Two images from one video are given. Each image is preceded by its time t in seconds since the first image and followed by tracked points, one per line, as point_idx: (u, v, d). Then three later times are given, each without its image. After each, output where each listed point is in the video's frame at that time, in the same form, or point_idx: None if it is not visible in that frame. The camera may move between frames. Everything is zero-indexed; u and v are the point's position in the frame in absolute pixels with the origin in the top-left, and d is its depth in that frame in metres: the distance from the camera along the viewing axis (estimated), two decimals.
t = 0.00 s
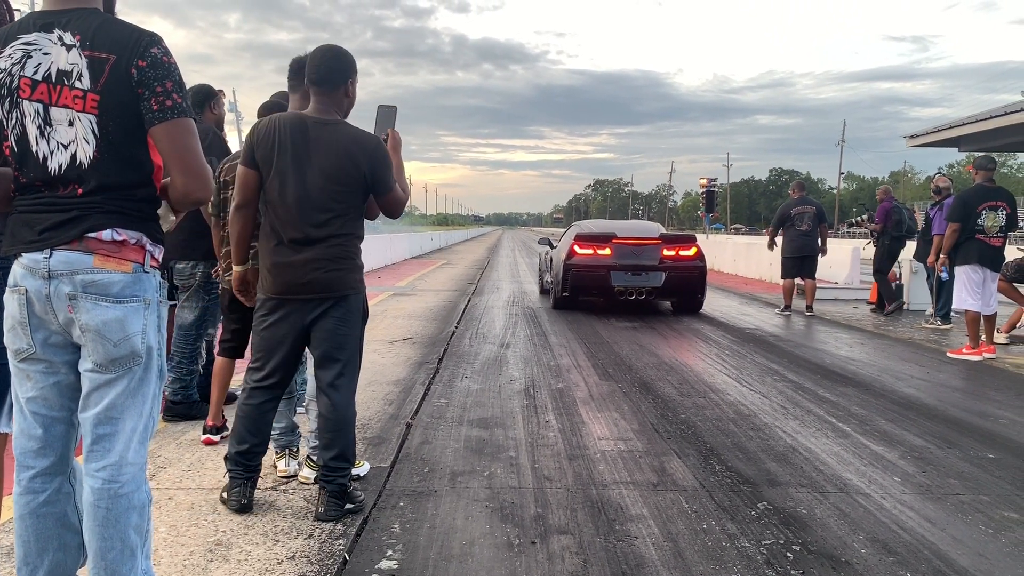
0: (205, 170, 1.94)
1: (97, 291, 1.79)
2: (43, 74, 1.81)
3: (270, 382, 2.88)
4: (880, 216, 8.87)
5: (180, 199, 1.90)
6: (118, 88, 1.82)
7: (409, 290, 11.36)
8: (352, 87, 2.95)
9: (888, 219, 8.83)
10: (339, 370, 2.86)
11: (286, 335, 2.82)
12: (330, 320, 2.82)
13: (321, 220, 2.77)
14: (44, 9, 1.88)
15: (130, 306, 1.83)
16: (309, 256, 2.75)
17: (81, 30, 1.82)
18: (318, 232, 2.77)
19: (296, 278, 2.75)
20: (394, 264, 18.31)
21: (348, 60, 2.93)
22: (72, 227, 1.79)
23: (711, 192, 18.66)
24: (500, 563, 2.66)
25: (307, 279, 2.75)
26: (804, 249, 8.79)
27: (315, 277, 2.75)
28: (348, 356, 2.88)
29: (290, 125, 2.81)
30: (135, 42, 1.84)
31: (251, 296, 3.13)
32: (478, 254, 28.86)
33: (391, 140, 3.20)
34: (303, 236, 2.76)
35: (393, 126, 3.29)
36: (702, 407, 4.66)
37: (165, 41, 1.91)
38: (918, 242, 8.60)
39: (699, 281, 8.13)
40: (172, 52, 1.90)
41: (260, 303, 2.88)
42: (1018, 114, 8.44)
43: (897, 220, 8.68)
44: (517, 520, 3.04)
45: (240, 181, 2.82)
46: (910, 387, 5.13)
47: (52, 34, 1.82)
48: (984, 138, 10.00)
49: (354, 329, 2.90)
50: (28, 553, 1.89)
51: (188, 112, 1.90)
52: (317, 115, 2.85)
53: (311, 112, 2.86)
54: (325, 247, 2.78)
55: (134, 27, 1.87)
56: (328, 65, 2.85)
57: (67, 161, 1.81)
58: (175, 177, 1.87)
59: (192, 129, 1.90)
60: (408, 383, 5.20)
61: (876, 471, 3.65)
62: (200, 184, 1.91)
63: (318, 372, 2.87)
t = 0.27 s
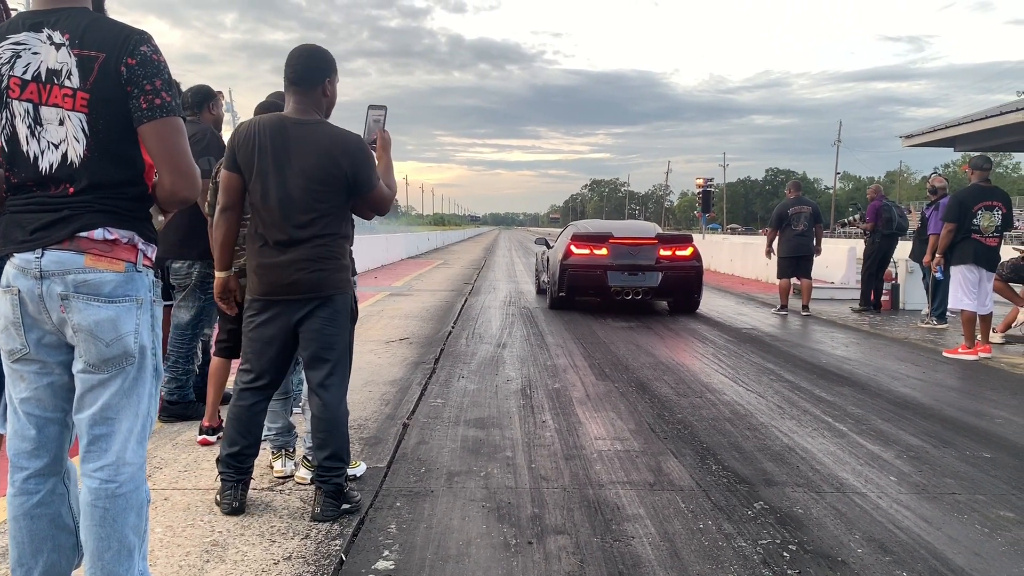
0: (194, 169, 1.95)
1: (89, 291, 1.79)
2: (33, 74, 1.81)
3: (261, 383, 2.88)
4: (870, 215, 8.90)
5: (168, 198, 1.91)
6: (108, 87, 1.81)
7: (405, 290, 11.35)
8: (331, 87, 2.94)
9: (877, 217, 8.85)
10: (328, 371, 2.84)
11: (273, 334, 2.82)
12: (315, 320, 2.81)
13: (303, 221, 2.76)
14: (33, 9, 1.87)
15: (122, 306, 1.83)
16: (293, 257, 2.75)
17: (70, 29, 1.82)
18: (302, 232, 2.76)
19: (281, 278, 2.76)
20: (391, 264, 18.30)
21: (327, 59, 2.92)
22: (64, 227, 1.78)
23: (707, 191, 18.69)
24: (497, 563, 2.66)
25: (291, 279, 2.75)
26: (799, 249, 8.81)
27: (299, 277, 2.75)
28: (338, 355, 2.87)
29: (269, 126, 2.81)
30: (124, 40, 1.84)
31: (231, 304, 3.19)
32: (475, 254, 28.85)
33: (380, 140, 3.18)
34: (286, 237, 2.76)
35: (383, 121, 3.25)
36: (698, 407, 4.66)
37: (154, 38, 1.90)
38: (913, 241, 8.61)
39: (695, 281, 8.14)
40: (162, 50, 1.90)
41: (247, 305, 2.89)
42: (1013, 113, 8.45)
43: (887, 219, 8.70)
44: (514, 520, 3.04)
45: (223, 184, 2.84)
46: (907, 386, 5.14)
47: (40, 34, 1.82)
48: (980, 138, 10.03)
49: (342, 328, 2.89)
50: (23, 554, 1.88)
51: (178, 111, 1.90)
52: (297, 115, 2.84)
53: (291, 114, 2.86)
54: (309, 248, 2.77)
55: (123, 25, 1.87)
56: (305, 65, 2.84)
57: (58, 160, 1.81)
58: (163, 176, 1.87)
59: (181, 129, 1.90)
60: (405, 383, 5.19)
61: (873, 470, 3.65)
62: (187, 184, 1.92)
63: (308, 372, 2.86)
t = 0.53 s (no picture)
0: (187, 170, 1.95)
1: (83, 291, 1.78)
2: (25, 75, 1.80)
3: (242, 383, 2.88)
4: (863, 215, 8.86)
5: (160, 199, 1.92)
6: (101, 88, 1.81)
7: (403, 290, 11.34)
8: (301, 85, 2.91)
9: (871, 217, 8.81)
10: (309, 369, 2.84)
11: (250, 334, 2.82)
12: (290, 322, 2.79)
13: (272, 221, 2.74)
14: (24, 9, 1.86)
15: (116, 306, 1.83)
16: (262, 257, 2.74)
17: (62, 29, 1.81)
18: (271, 232, 2.74)
19: (250, 278, 2.74)
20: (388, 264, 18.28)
21: (296, 58, 2.90)
22: (59, 227, 1.78)
23: (705, 191, 18.71)
24: (495, 563, 2.66)
25: (260, 279, 2.73)
26: (797, 249, 8.82)
27: (269, 278, 2.73)
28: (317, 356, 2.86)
29: (239, 127, 2.81)
30: (117, 40, 1.84)
31: (210, 303, 3.16)
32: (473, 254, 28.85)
33: (368, 138, 3.18)
34: (255, 238, 2.75)
35: (371, 118, 3.22)
36: (695, 407, 4.67)
37: (146, 39, 1.91)
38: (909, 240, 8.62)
39: (692, 281, 8.15)
40: (154, 51, 1.90)
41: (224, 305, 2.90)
42: (1009, 113, 8.47)
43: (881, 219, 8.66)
44: (512, 520, 3.03)
45: (196, 186, 2.87)
46: (904, 386, 5.15)
47: (31, 34, 1.81)
48: (977, 138, 10.04)
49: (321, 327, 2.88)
50: (18, 556, 1.87)
51: (172, 112, 1.91)
52: (266, 115, 2.83)
53: (262, 114, 2.85)
54: (279, 248, 2.75)
55: (115, 25, 1.87)
56: (273, 64, 2.83)
57: (52, 161, 1.80)
58: (157, 177, 1.88)
59: (175, 129, 1.91)
60: (402, 383, 5.19)
61: (870, 470, 3.65)
62: (181, 185, 1.93)
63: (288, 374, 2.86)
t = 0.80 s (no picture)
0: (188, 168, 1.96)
1: (80, 292, 1.78)
2: (24, 74, 1.80)
3: (231, 383, 2.87)
4: (860, 215, 8.81)
5: (164, 198, 1.93)
6: (101, 88, 1.81)
7: (402, 290, 11.35)
8: (288, 84, 2.90)
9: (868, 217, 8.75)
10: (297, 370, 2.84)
11: (238, 334, 2.82)
12: (278, 322, 2.79)
13: (256, 221, 2.74)
14: (22, 9, 1.85)
15: (113, 306, 1.82)
16: (247, 257, 2.74)
17: (61, 29, 1.81)
18: (256, 232, 2.74)
19: (236, 279, 2.75)
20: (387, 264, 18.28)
21: (283, 57, 2.89)
22: (56, 227, 1.78)
23: (703, 191, 18.72)
24: (493, 563, 2.66)
25: (245, 279, 2.74)
26: (795, 249, 8.83)
27: (255, 278, 2.73)
28: (305, 356, 2.87)
29: (226, 128, 2.82)
30: (117, 40, 1.84)
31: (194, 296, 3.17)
32: (472, 255, 28.85)
33: (362, 135, 3.17)
34: (241, 238, 2.75)
35: (366, 119, 3.23)
36: (693, 407, 4.67)
37: (146, 40, 1.91)
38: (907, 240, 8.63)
39: (690, 281, 8.15)
40: (154, 51, 1.91)
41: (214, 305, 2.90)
42: (1007, 114, 8.47)
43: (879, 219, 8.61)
44: (510, 520, 3.04)
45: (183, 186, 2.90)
46: (902, 386, 5.16)
47: (30, 34, 1.81)
48: (975, 138, 10.05)
49: (310, 328, 2.88)
50: (16, 556, 1.87)
51: (174, 112, 1.91)
52: (253, 115, 2.84)
53: (249, 114, 2.85)
54: (266, 248, 2.74)
55: (115, 25, 1.87)
56: (259, 64, 2.83)
57: (49, 161, 1.80)
58: (160, 176, 1.89)
59: (177, 129, 1.91)
60: (400, 383, 5.19)
61: (868, 470, 3.66)
62: (184, 184, 1.94)
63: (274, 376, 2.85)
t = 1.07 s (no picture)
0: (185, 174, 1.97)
1: (80, 292, 1.78)
2: (26, 74, 1.79)
3: (238, 385, 2.87)
4: (858, 215, 8.84)
5: (157, 202, 1.92)
6: (103, 89, 1.81)
7: (400, 290, 11.34)
8: (299, 85, 2.91)
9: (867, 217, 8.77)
10: (303, 372, 2.84)
11: (244, 335, 2.82)
12: (286, 323, 2.79)
13: (269, 220, 2.74)
14: (23, 10, 1.85)
15: (113, 306, 1.82)
16: (259, 257, 2.74)
17: (64, 30, 1.81)
18: (269, 232, 2.74)
19: (248, 278, 2.74)
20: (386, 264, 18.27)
21: (294, 57, 2.89)
22: (56, 227, 1.77)
23: (702, 191, 18.72)
24: (492, 564, 2.66)
25: (258, 279, 2.73)
26: (795, 249, 8.83)
27: (268, 278, 2.73)
28: (311, 357, 2.87)
29: (236, 126, 2.80)
30: (120, 42, 1.84)
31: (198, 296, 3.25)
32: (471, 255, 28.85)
33: (369, 136, 3.17)
34: (253, 237, 2.75)
35: (372, 120, 3.25)
36: (692, 407, 4.67)
37: (148, 42, 1.91)
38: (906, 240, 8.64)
39: (689, 281, 8.15)
40: (156, 54, 1.91)
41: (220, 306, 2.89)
42: (1006, 114, 8.48)
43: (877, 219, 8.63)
44: (509, 520, 3.03)
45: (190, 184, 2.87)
46: (901, 386, 5.16)
47: (33, 34, 1.81)
48: (974, 138, 10.05)
49: (316, 329, 2.88)
50: (14, 556, 1.87)
51: (174, 117, 1.92)
52: (264, 114, 2.83)
53: (260, 113, 2.84)
54: (278, 248, 2.75)
55: (118, 27, 1.87)
56: (271, 63, 2.82)
57: (50, 161, 1.80)
58: (154, 180, 1.89)
59: (175, 134, 1.92)
60: (399, 383, 5.18)
61: (867, 470, 3.66)
62: (180, 190, 1.95)
63: (282, 376, 2.85)
